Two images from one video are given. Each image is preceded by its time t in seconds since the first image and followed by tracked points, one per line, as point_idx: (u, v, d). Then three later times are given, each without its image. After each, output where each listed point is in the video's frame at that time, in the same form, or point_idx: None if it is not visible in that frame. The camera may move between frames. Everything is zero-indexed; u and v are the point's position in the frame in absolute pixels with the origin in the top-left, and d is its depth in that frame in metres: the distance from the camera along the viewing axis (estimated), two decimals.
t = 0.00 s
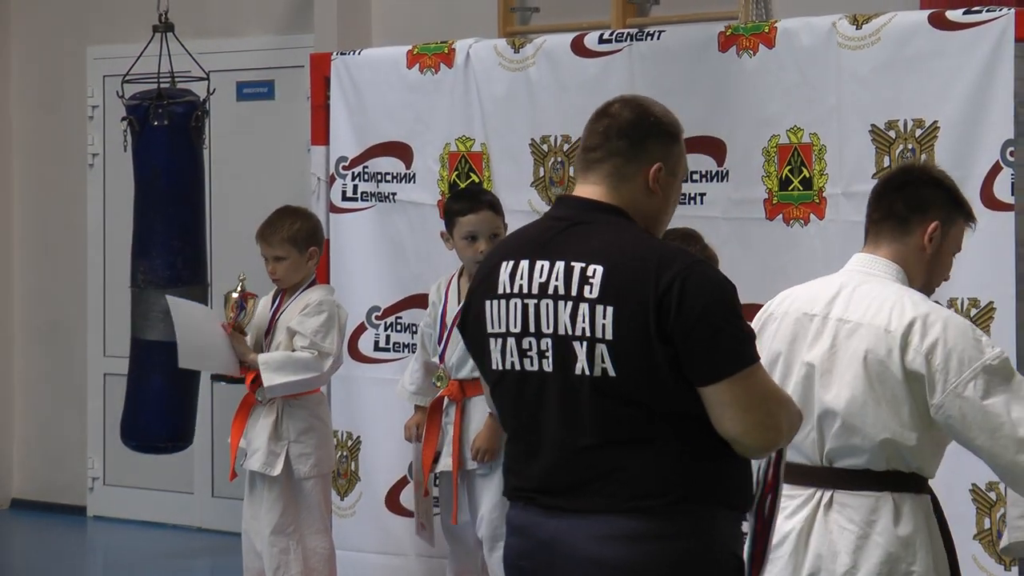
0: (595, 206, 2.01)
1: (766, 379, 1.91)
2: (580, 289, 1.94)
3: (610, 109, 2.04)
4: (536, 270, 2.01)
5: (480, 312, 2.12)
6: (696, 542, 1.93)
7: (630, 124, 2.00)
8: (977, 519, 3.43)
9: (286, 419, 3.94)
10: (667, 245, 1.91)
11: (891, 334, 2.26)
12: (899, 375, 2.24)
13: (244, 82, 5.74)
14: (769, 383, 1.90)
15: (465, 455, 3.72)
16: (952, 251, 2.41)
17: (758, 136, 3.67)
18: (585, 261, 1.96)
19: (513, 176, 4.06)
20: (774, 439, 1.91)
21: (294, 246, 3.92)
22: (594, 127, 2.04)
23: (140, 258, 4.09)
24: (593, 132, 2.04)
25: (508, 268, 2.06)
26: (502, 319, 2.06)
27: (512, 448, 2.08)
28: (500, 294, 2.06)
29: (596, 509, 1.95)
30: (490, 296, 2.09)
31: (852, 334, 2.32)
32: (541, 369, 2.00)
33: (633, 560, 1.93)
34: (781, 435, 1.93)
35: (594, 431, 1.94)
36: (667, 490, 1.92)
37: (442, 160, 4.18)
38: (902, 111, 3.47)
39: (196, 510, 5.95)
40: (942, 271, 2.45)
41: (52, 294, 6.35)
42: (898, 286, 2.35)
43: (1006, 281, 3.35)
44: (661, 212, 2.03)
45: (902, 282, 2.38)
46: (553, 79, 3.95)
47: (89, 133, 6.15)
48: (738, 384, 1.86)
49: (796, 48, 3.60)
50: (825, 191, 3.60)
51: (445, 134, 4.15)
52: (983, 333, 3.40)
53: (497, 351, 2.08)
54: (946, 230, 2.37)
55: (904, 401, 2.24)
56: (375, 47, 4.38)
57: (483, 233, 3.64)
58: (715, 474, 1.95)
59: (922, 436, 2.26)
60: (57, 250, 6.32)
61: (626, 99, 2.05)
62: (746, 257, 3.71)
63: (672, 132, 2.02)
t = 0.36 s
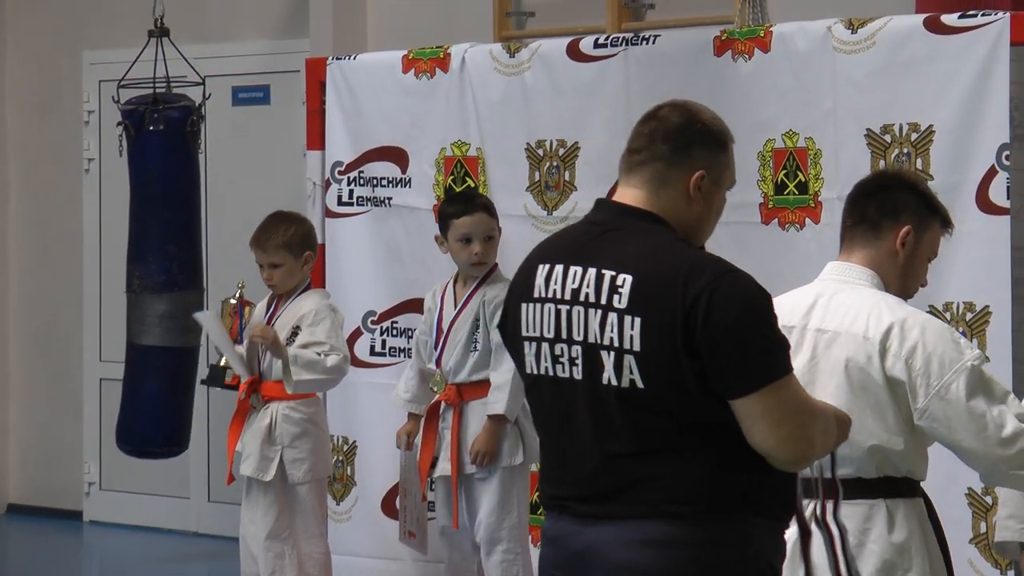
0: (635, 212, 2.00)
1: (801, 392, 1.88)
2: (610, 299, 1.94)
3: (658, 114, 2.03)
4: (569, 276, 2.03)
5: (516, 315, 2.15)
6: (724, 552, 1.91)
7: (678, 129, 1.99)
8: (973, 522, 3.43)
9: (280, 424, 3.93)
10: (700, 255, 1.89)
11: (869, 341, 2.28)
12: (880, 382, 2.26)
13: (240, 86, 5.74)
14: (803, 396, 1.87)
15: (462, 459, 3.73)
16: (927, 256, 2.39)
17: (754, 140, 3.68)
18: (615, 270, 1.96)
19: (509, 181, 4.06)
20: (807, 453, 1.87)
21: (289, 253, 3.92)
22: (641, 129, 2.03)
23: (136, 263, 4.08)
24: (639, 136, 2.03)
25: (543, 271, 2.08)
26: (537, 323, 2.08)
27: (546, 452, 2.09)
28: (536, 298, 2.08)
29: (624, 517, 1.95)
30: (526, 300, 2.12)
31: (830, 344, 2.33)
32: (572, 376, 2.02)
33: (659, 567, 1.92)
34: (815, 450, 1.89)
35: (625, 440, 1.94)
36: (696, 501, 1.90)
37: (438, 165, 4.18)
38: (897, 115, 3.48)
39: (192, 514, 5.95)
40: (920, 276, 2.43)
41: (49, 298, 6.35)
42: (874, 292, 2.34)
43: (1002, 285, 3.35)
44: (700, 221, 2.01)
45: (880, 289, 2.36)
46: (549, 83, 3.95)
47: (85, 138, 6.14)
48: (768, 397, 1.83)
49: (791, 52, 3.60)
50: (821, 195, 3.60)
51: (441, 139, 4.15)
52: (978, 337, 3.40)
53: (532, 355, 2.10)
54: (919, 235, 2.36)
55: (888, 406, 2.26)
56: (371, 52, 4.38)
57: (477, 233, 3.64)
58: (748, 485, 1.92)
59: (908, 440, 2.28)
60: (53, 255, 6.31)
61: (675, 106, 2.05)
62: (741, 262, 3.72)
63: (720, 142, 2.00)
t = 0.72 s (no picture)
0: (650, 218, 2.01)
1: (819, 403, 1.86)
2: (625, 307, 1.94)
3: (682, 118, 2.04)
4: (586, 282, 2.04)
5: (536, 319, 2.17)
6: (737, 558, 1.91)
7: (699, 135, 1.99)
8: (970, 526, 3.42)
9: (278, 428, 3.92)
10: (717, 264, 1.88)
11: (863, 346, 2.27)
12: (876, 387, 2.25)
13: (237, 89, 5.73)
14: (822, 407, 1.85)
15: (457, 463, 3.71)
16: (913, 256, 2.37)
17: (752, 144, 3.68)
18: (631, 279, 1.95)
19: (506, 184, 4.06)
20: (823, 464, 1.86)
21: (287, 253, 3.92)
22: (664, 133, 2.04)
23: (132, 266, 4.08)
24: (661, 141, 2.04)
25: (562, 276, 2.10)
26: (555, 328, 2.10)
27: (565, 457, 2.10)
28: (554, 303, 2.10)
29: (638, 523, 1.96)
30: (545, 304, 2.13)
31: (823, 348, 2.33)
32: (588, 383, 2.02)
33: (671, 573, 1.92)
34: (832, 461, 1.88)
35: (642, 448, 1.94)
36: (709, 508, 1.90)
37: (435, 168, 4.18)
38: (894, 119, 3.48)
39: (188, 517, 5.94)
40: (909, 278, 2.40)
41: (45, 301, 6.34)
42: (865, 294, 2.33)
43: (1000, 289, 3.35)
44: (719, 229, 2.00)
45: (870, 293, 2.34)
46: (546, 86, 3.95)
47: (82, 140, 6.13)
48: (784, 409, 1.82)
49: (788, 56, 3.60)
50: (818, 199, 3.60)
51: (439, 142, 4.15)
52: (976, 340, 3.40)
53: (550, 360, 2.12)
54: (904, 236, 2.34)
55: (884, 411, 2.26)
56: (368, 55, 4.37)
57: (474, 236, 3.64)
58: (764, 494, 1.92)
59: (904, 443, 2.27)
60: (49, 257, 6.30)
61: (698, 111, 2.05)
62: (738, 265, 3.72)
63: (743, 148, 2.00)
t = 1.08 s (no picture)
0: (640, 219, 2.01)
1: (818, 398, 1.86)
2: (617, 309, 1.94)
3: (678, 121, 2.04)
4: (578, 284, 2.04)
5: (530, 321, 2.17)
6: (734, 558, 1.90)
7: (694, 138, 1.99)
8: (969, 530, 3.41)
9: (274, 430, 3.91)
10: (711, 264, 1.87)
11: (863, 353, 2.26)
12: (872, 393, 2.25)
13: (234, 91, 5.73)
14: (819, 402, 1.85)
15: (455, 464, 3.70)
16: (920, 263, 2.34)
17: (750, 147, 3.68)
18: (622, 281, 1.95)
19: (504, 186, 4.06)
20: (822, 460, 1.86)
21: (280, 254, 3.91)
22: (661, 135, 2.04)
23: (128, 268, 4.07)
24: (657, 143, 2.04)
25: (554, 279, 2.10)
26: (548, 331, 2.10)
27: (559, 459, 2.10)
28: (546, 305, 2.10)
29: (632, 524, 1.95)
30: (538, 306, 2.14)
31: (823, 353, 2.33)
32: (582, 385, 2.02)
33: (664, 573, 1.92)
34: (831, 457, 1.88)
35: (636, 449, 1.94)
36: (704, 508, 1.90)
37: (433, 170, 4.18)
38: (893, 122, 3.48)
39: (185, 519, 5.93)
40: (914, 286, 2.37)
41: (41, 302, 6.32)
42: (867, 299, 2.33)
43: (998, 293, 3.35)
44: (712, 232, 2.00)
45: (869, 297, 2.34)
46: (545, 89, 3.95)
47: (79, 142, 6.13)
48: (780, 406, 1.82)
49: (787, 59, 3.61)
50: (817, 202, 3.60)
51: (437, 144, 4.15)
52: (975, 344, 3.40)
53: (543, 362, 2.12)
54: (905, 242, 2.33)
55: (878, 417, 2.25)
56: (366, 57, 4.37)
57: (473, 237, 3.63)
58: (762, 492, 1.92)
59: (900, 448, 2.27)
60: (46, 259, 6.29)
61: (695, 114, 2.05)
62: (736, 268, 3.72)
63: (738, 154, 2.00)
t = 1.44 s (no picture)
0: (630, 218, 2.00)
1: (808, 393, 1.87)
2: (610, 307, 1.94)
3: (667, 119, 2.03)
4: (571, 284, 2.03)
5: (522, 322, 2.16)
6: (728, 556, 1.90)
7: (683, 137, 1.98)
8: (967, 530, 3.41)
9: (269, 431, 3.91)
10: (703, 261, 1.88)
11: (846, 346, 2.23)
12: (854, 388, 2.21)
13: (230, 92, 5.72)
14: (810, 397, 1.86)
15: (451, 464, 3.69)
16: (928, 266, 2.28)
17: (748, 148, 3.68)
18: (615, 279, 1.95)
19: (501, 188, 4.05)
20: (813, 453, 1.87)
21: (273, 256, 3.90)
22: (648, 134, 2.03)
23: (123, 270, 4.06)
24: (645, 140, 2.03)
25: (546, 279, 2.09)
26: (541, 331, 2.09)
27: (551, 458, 2.09)
28: (539, 305, 2.10)
29: (626, 523, 1.94)
30: (530, 307, 2.13)
31: (813, 348, 2.28)
32: (575, 384, 2.02)
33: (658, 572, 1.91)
34: (822, 451, 1.89)
35: (629, 447, 1.93)
36: (698, 506, 1.89)
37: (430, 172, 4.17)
38: (890, 124, 3.47)
39: (181, 521, 5.91)
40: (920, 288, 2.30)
41: (37, 304, 6.31)
42: (868, 298, 2.28)
43: (995, 295, 3.36)
44: (702, 230, 2.00)
45: (871, 296, 2.29)
46: (542, 90, 3.94)
47: (74, 143, 6.11)
48: (773, 401, 1.82)
49: (784, 61, 3.60)
50: (814, 204, 3.60)
51: (434, 145, 4.14)
52: (972, 346, 3.40)
53: (537, 363, 2.11)
54: (910, 243, 2.27)
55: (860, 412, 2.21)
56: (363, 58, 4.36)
57: (469, 240, 3.63)
58: (755, 489, 1.91)
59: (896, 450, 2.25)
60: (42, 260, 6.28)
61: (684, 113, 2.04)
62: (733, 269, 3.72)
63: (726, 152, 2.00)
